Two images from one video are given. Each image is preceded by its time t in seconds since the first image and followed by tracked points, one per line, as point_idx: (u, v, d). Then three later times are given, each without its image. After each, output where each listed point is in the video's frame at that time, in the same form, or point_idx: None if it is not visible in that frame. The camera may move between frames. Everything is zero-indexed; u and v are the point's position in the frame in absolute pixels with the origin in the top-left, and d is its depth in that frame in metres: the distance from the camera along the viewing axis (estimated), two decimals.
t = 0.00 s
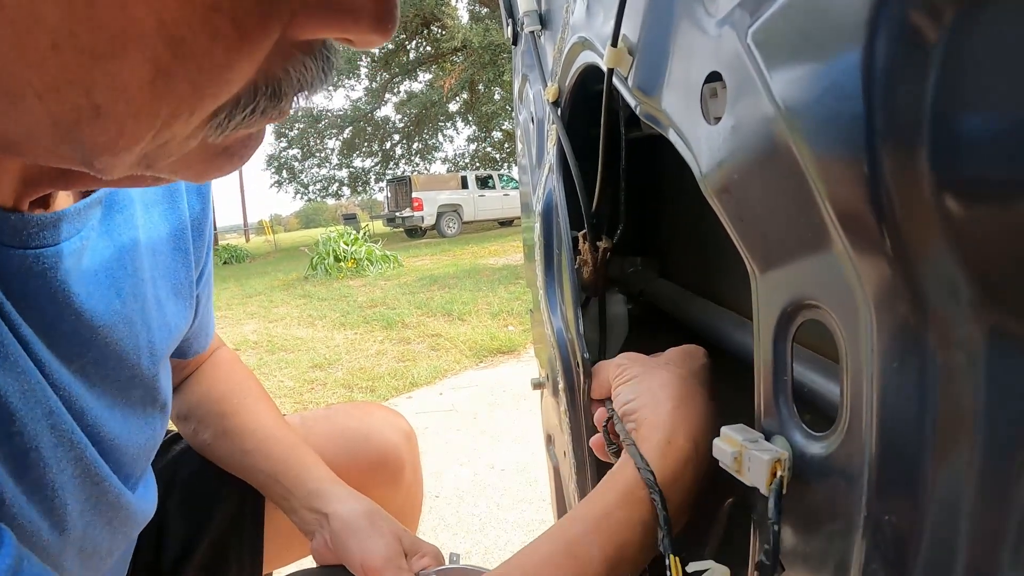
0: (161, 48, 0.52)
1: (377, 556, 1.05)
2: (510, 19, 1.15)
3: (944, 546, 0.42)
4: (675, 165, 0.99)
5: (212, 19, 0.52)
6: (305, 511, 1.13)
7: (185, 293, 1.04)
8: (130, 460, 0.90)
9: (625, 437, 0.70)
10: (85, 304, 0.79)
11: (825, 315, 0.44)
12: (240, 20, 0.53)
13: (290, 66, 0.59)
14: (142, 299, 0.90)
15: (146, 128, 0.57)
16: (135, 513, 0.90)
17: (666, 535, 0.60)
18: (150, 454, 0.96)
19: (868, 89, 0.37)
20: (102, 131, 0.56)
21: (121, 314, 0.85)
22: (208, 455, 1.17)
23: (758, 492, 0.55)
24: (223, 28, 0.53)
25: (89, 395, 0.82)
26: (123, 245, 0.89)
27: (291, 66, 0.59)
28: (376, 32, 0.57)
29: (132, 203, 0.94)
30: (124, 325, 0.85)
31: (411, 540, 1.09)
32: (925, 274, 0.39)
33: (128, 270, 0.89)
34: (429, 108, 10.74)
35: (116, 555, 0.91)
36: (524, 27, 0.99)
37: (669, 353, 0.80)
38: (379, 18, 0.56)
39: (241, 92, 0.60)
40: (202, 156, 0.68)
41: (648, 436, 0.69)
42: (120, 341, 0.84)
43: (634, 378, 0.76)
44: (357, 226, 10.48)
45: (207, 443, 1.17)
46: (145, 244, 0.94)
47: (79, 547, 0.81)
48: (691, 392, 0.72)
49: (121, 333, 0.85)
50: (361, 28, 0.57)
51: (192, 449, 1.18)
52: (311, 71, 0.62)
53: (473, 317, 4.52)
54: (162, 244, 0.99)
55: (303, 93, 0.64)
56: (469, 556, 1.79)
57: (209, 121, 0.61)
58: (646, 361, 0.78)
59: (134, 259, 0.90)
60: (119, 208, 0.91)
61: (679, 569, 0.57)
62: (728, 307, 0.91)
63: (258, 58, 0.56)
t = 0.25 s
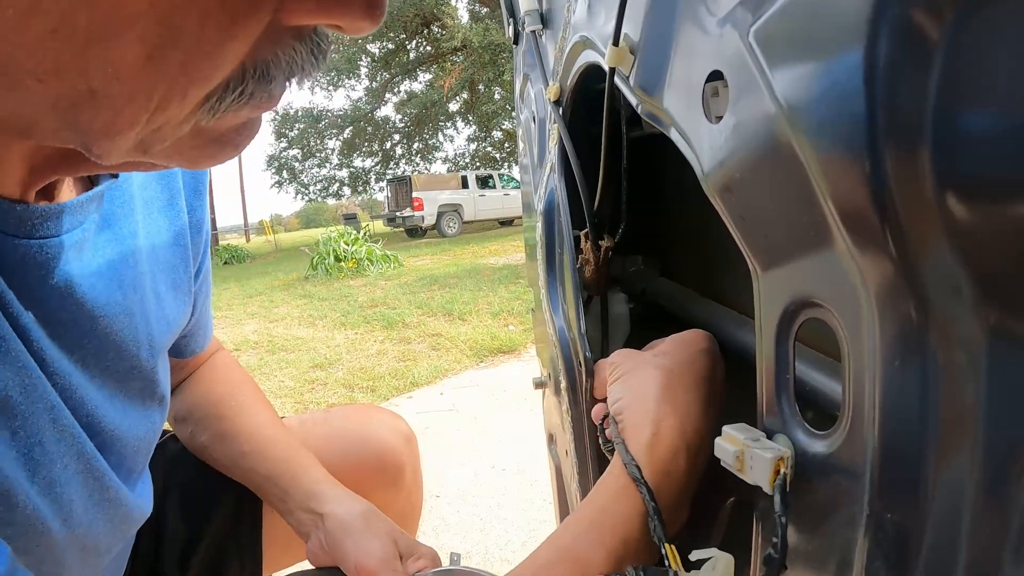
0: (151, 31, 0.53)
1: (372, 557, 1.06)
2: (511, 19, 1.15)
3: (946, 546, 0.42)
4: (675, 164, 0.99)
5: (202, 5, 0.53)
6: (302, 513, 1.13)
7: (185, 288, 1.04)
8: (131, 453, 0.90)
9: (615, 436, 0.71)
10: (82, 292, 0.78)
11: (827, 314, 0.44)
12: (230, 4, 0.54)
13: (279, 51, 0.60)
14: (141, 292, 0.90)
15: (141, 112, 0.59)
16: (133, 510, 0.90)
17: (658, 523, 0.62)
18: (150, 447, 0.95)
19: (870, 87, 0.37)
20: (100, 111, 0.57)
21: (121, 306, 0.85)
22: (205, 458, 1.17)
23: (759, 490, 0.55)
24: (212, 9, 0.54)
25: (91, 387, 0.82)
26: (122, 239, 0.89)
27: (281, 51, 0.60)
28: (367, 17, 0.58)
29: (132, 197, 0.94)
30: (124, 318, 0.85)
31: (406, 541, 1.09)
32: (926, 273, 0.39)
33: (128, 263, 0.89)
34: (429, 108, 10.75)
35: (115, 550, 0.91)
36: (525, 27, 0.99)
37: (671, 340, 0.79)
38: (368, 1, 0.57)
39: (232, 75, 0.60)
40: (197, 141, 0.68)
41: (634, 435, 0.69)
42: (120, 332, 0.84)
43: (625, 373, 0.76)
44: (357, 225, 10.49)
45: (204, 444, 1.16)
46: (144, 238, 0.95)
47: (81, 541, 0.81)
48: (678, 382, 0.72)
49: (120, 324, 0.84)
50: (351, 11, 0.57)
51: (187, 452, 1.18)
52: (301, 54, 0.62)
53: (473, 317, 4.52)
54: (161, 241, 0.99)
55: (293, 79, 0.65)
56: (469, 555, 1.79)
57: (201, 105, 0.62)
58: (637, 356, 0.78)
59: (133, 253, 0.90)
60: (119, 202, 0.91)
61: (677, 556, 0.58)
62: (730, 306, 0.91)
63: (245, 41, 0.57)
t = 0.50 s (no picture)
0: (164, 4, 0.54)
1: (373, 553, 1.06)
2: (510, 18, 1.15)
3: (945, 546, 0.42)
4: (674, 162, 0.99)
5: None
6: (301, 510, 1.12)
7: (186, 283, 1.04)
8: (133, 447, 0.90)
9: (608, 439, 0.71)
10: (86, 282, 0.78)
11: (825, 313, 0.44)
12: None
13: (286, 31, 0.61)
14: (143, 286, 0.90)
15: (151, 88, 0.60)
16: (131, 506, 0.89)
17: (649, 527, 0.62)
18: (151, 440, 0.95)
19: (868, 84, 0.37)
20: (109, 88, 0.59)
21: (124, 298, 0.85)
22: (203, 458, 1.17)
23: (757, 490, 0.55)
24: None
25: (93, 380, 0.82)
26: (125, 234, 0.89)
27: (287, 30, 0.61)
28: None
29: (134, 192, 0.94)
30: (126, 311, 0.85)
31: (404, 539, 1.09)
32: (924, 272, 0.39)
33: (131, 257, 0.89)
34: (429, 107, 10.74)
35: (114, 549, 0.91)
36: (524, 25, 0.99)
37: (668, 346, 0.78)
38: None
39: (240, 53, 0.61)
40: (205, 122, 0.70)
41: (628, 441, 0.69)
42: (122, 324, 0.84)
43: (624, 377, 0.76)
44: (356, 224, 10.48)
45: (202, 445, 1.16)
46: (148, 232, 0.95)
47: (78, 544, 0.81)
48: (674, 388, 0.71)
49: (123, 317, 0.84)
50: None
51: (186, 452, 1.18)
52: (307, 36, 0.63)
53: (473, 316, 4.52)
54: (163, 235, 0.99)
55: (301, 62, 0.65)
56: (469, 555, 1.79)
57: (210, 81, 0.63)
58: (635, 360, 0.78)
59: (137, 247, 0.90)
60: (122, 195, 0.91)
61: (669, 562, 0.58)
62: (730, 306, 0.91)
63: (255, 22, 0.59)
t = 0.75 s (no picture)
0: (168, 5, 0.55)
1: (375, 549, 1.06)
2: (511, 18, 1.15)
3: (945, 545, 0.42)
4: (675, 163, 0.99)
5: None
6: (302, 509, 1.13)
7: (186, 282, 1.04)
8: (132, 445, 0.90)
9: (614, 440, 0.70)
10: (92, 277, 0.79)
11: (826, 313, 0.45)
12: None
13: (280, 27, 0.62)
14: (146, 283, 0.90)
15: (151, 87, 0.60)
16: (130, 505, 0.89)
17: (654, 534, 0.61)
18: (148, 438, 0.95)
19: (870, 85, 0.37)
20: (109, 89, 0.59)
21: (127, 294, 0.85)
22: (203, 458, 1.17)
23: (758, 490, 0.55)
24: None
25: (94, 378, 0.82)
26: (128, 232, 0.89)
27: (282, 25, 0.62)
28: None
29: (134, 192, 0.94)
30: (129, 307, 0.85)
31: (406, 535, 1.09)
32: (926, 273, 0.39)
33: (133, 255, 0.89)
34: (430, 107, 10.74)
35: (112, 549, 0.91)
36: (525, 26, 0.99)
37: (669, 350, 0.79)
38: None
39: (233, 50, 0.61)
40: (195, 123, 0.69)
41: (637, 444, 0.69)
42: (126, 321, 0.85)
43: (627, 377, 0.77)
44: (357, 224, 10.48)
45: (201, 445, 1.16)
46: (148, 230, 0.95)
47: (79, 545, 0.81)
48: (678, 391, 0.73)
49: (127, 313, 0.85)
50: None
51: (185, 452, 1.18)
52: (301, 32, 0.64)
53: (473, 316, 4.52)
54: (165, 243, 0.99)
55: (288, 56, 0.66)
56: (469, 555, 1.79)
57: (200, 79, 0.62)
58: (639, 359, 0.79)
59: (138, 245, 0.91)
60: (121, 194, 0.91)
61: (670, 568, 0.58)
62: (730, 306, 0.91)
63: (255, 20, 0.58)
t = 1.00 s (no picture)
0: (183, 8, 0.56)
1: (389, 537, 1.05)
2: (507, 19, 1.15)
3: (939, 553, 0.41)
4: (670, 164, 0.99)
5: None
6: (310, 503, 1.13)
7: (187, 282, 1.04)
8: (135, 443, 0.90)
9: (612, 441, 0.70)
10: (93, 276, 0.78)
11: (817, 317, 0.44)
12: None
13: (294, 29, 0.62)
14: (148, 281, 0.90)
15: (163, 86, 0.61)
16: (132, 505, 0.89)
17: (654, 532, 0.60)
18: (151, 437, 0.95)
19: (860, 87, 0.37)
20: (126, 86, 0.60)
21: (129, 293, 0.85)
22: (203, 459, 1.16)
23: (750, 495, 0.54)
24: None
25: (95, 375, 0.81)
26: (130, 230, 0.89)
27: (294, 26, 0.61)
28: (374, 5, 0.62)
29: (139, 190, 0.93)
30: (131, 305, 0.85)
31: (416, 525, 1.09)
32: (917, 277, 0.38)
33: (135, 253, 0.89)
34: (430, 108, 10.75)
35: (115, 548, 0.90)
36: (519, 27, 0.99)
37: (662, 349, 0.79)
38: None
39: (249, 52, 0.62)
40: (213, 120, 0.70)
41: (637, 445, 0.68)
42: (128, 319, 0.84)
43: (619, 377, 0.76)
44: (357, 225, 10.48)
45: (204, 447, 1.16)
46: (152, 229, 0.95)
47: (81, 545, 0.81)
48: (676, 391, 0.72)
49: (128, 312, 0.85)
50: (361, 2, 0.61)
51: (185, 454, 1.17)
52: (312, 35, 0.64)
53: (473, 317, 4.52)
54: (166, 231, 0.99)
55: (306, 61, 0.67)
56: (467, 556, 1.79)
57: (219, 81, 0.64)
58: (630, 359, 0.78)
59: (140, 243, 0.90)
60: (125, 193, 0.91)
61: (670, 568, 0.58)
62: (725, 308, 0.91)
63: (268, 21, 0.59)
